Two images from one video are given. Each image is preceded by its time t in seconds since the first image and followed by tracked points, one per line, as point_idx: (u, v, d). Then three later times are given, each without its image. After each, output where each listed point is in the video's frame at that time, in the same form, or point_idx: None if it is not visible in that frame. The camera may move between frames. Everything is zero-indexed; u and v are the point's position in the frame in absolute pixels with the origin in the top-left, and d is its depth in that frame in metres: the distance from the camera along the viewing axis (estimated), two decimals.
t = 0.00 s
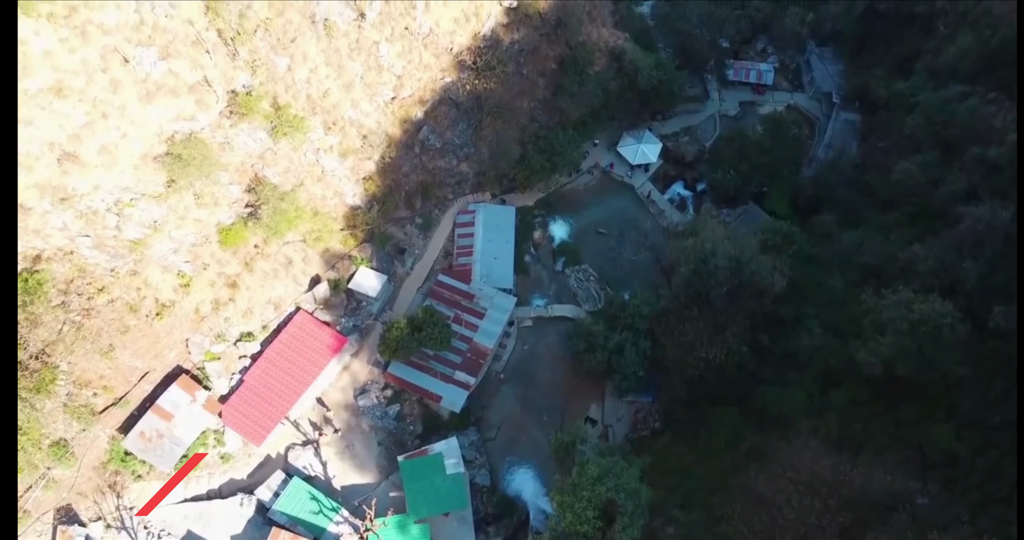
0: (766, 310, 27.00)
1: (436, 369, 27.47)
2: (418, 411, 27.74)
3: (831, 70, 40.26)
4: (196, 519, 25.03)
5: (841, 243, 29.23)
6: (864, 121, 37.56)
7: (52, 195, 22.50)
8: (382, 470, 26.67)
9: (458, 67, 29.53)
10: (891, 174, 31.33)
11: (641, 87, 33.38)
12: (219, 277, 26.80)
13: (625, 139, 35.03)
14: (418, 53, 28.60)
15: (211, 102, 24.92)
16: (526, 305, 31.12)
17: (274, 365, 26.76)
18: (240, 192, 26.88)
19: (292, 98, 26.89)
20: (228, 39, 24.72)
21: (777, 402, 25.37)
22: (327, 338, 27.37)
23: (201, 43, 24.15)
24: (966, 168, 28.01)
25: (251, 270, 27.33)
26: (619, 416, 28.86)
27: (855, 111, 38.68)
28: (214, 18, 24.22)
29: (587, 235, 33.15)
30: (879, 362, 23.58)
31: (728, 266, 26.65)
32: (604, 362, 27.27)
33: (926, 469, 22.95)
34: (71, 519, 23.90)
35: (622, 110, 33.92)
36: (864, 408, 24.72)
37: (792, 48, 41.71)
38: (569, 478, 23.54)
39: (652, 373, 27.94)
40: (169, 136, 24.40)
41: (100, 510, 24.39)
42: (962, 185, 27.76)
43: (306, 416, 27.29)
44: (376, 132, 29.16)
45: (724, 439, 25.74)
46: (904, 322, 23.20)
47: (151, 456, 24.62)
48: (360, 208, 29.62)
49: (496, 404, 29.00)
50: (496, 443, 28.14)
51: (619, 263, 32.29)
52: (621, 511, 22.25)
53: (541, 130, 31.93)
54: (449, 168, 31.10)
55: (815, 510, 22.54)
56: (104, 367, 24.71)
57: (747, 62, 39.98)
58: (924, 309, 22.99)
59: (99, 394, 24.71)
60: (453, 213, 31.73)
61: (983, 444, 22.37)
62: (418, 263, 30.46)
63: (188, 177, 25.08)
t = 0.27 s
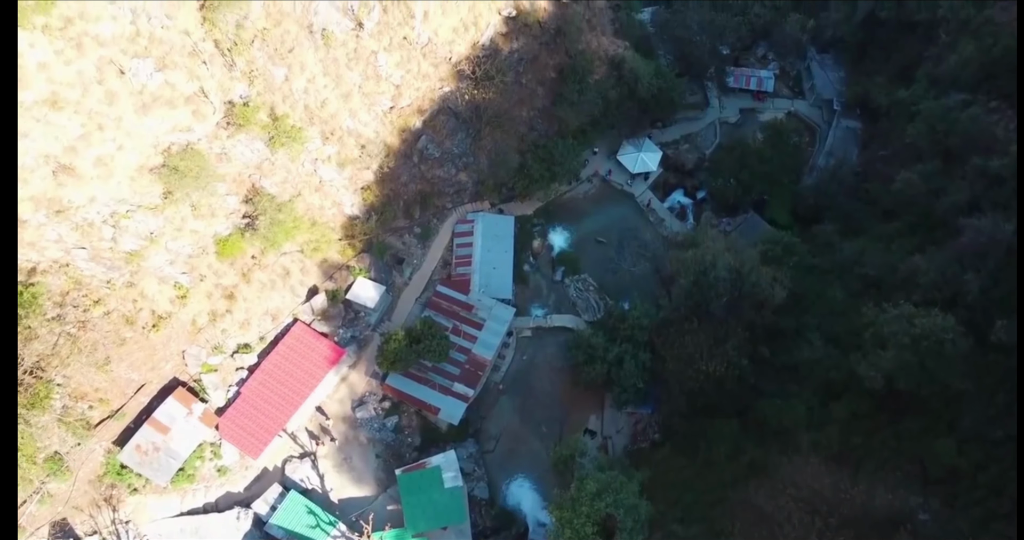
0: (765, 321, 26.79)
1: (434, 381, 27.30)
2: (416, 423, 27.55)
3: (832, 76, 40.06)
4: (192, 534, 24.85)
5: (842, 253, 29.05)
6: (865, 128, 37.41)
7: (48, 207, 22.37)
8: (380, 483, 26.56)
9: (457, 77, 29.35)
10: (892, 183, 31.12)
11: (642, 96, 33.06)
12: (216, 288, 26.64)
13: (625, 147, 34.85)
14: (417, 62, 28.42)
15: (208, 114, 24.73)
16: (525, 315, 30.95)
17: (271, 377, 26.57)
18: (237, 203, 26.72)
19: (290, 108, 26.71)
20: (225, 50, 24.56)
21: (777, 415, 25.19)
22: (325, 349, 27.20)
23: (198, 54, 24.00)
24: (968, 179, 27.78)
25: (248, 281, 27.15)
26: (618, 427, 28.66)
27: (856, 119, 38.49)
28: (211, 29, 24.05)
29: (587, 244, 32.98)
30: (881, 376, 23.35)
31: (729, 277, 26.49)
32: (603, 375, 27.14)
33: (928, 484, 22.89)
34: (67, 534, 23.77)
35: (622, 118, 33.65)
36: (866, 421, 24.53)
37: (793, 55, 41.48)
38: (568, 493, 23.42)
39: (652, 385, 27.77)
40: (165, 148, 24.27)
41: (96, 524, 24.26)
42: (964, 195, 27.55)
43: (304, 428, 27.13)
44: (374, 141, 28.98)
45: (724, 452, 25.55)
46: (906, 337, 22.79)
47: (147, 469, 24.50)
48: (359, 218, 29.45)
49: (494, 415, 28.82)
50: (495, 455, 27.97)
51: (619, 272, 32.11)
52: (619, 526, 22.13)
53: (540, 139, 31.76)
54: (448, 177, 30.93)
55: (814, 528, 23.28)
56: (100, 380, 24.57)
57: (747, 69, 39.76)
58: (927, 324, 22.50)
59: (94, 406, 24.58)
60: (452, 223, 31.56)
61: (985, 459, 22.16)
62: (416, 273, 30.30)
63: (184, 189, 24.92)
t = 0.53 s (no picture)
0: (765, 337, 26.37)
1: (432, 396, 27.08)
2: (413, 439, 27.34)
3: (834, 86, 39.82)
4: None
5: (843, 267, 28.84)
6: (866, 138, 37.19)
7: (42, 224, 22.22)
8: (377, 500, 26.38)
9: (455, 89, 29.17)
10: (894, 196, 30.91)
11: (641, 107, 32.68)
12: (212, 302, 26.46)
13: (625, 158, 34.63)
14: (415, 75, 28.23)
15: (204, 128, 24.53)
16: (524, 328, 30.73)
17: (268, 393, 26.36)
18: (234, 217, 26.54)
19: (287, 122, 26.51)
20: (221, 63, 24.36)
21: (778, 433, 24.86)
22: (322, 365, 26.97)
23: (194, 68, 23.81)
24: (970, 193, 27.64)
25: (244, 296, 26.97)
26: (617, 442, 28.42)
27: (858, 128, 38.18)
28: (207, 43, 23.87)
29: (586, 256, 32.78)
30: (881, 394, 23.26)
31: (729, 293, 26.30)
32: (602, 390, 26.98)
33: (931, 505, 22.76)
34: None
35: (621, 129, 33.37)
36: (867, 439, 24.34)
37: (794, 63, 41.18)
38: (567, 511, 23.27)
39: (651, 401, 27.55)
40: (161, 163, 24.08)
41: None
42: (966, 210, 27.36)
43: (300, 444, 26.96)
44: (372, 154, 28.79)
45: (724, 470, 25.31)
46: (908, 357, 22.53)
47: (143, 487, 24.32)
48: (356, 231, 29.26)
49: (493, 430, 28.61)
50: (493, 471, 27.77)
51: (619, 285, 31.90)
52: None
53: (539, 151, 31.53)
54: (447, 189, 30.76)
55: None
56: (95, 396, 24.35)
57: (748, 78, 39.59)
58: (928, 345, 22.22)
59: (89, 423, 24.35)
60: (450, 235, 31.35)
61: (987, 479, 22.12)
62: (414, 286, 30.09)
63: (180, 203, 24.72)
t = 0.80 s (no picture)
0: (766, 350, 26.24)
1: (430, 408, 26.92)
2: (411, 451, 27.12)
3: (835, 93, 39.64)
4: None
5: (844, 277, 28.66)
6: (868, 146, 37.02)
7: (37, 237, 22.10)
8: (374, 513, 26.20)
9: (454, 99, 29.02)
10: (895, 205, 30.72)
11: (641, 116, 32.33)
12: (209, 314, 26.30)
13: (625, 167, 34.51)
14: (414, 85, 28.08)
15: (201, 139, 24.36)
16: (523, 338, 30.55)
17: (265, 406, 26.18)
18: (231, 228, 26.39)
19: (284, 133, 26.32)
20: (218, 74, 24.21)
21: (778, 445, 24.82)
22: (319, 377, 26.80)
23: (190, 79, 23.65)
24: (972, 203, 27.48)
25: (242, 307, 26.81)
26: (617, 454, 28.25)
27: (859, 136, 38.02)
28: (204, 54, 23.70)
29: (586, 265, 32.62)
30: (883, 410, 23.11)
31: (729, 305, 26.11)
32: (601, 403, 26.82)
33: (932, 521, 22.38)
34: None
35: (621, 137, 33.06)
36: (867, 453, 24.15)
37: (795, 70, 41.00)
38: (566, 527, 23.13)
39: (651, 412, 27.40)
40: (157, 175, 23.90)
41: None
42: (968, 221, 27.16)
43: (298, 457, 26.81)
44: (370, 164, 28.63)
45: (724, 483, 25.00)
46: (909, 374, 22.37)
47: (139, 500, 24.18)
48: (354, 241, 29.11)
49: (491, 441, 28.44)
50: (492, 483, 27.60)
51: (618, 294, 31.72)
52: None
53: (538, 160, 31.34)
54: (446, 199, 30.63)
55: None
56: (91, 409, 24.22)
57: (749, 85, 39.43)
58: (930, 361, 22.05)
59: (85, 436, 24.19)
60: (449, 244, 31.16)
61: (990, 495, 21.76)
62: (413, 296, 29.91)
63: (177, 215, 24.52)
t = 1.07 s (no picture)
0: (767, 365, 25.90)
1: (428, 424, 26.71)
2: (409, 467, 26.92)
3: (836, 102, 39.43)
4: None
5: (845, 291, 28.42)
6: (869, 156, 36.84)
7: (31, 253, 21.91)
8: (371, 531, 25.99)
9: (452, 112, 28.84)
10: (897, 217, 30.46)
11: (641, 127, 31.99)
12: (205, 329, 26.08)
13: (625, 178, 34.15)
14: (412, 97, 27.89)
15: (197, 154, 24.17)
16: (522, 352, 30.33)
17: (261, 422, 25.98)
18: (227, 243, 26.20)
19: (281, 147, 26.12)
20: (214, 89, 24.00)
21: (778, 462, 24.57)
22: (316, 393, 26.60)
23: (186, 93, 23.46)
24: (974, 218, 27.29)
25: (238, 322, 26.59)
26: (616, 469, 28.03)
27: (859, 146, 37.83)
28: (199, 68, 23.48)
29: (585, 277, 32.40)
30: (885, 430, 22.87)
31: (730, 321, 25.84)
32: (601, 419, 26.61)
33: None
34: None
35: (621, 148, 32.77)
36: (869, 471, 23.95)
37: (796, 78, 40.74)
38: None
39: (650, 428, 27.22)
40: (152, 191, 23.70)
41: None
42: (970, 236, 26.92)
43: (294, 473, 26.61)
44: (368, 177, 28.44)
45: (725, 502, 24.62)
46: (912, 393, 22.16)
47: (133, 519, 23.97)
48: (352, 254, 28.91)
49: (489, 456, 28.21)
50: (490, 499, 27.38)
51: (618, 307, 31.49)
52: None
53: (537, 172, 31.13)
54: (444, 212, 30.43)
55: None
56: (86, 426, 24.07)
57: (749, 94, 39.18)
58: (933, 380, 21.81)
59: (79, 453, 24.04)
60: (448, 257, 30.93)
61: (993, 516, 21.51)
62: (411, 310, 29.69)
63: (173, 231, 24.31)
